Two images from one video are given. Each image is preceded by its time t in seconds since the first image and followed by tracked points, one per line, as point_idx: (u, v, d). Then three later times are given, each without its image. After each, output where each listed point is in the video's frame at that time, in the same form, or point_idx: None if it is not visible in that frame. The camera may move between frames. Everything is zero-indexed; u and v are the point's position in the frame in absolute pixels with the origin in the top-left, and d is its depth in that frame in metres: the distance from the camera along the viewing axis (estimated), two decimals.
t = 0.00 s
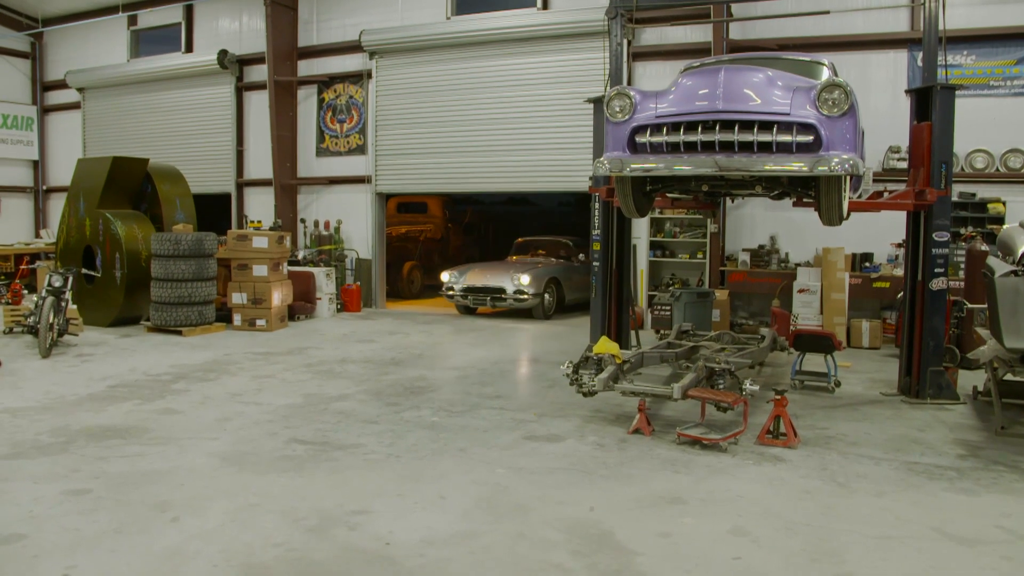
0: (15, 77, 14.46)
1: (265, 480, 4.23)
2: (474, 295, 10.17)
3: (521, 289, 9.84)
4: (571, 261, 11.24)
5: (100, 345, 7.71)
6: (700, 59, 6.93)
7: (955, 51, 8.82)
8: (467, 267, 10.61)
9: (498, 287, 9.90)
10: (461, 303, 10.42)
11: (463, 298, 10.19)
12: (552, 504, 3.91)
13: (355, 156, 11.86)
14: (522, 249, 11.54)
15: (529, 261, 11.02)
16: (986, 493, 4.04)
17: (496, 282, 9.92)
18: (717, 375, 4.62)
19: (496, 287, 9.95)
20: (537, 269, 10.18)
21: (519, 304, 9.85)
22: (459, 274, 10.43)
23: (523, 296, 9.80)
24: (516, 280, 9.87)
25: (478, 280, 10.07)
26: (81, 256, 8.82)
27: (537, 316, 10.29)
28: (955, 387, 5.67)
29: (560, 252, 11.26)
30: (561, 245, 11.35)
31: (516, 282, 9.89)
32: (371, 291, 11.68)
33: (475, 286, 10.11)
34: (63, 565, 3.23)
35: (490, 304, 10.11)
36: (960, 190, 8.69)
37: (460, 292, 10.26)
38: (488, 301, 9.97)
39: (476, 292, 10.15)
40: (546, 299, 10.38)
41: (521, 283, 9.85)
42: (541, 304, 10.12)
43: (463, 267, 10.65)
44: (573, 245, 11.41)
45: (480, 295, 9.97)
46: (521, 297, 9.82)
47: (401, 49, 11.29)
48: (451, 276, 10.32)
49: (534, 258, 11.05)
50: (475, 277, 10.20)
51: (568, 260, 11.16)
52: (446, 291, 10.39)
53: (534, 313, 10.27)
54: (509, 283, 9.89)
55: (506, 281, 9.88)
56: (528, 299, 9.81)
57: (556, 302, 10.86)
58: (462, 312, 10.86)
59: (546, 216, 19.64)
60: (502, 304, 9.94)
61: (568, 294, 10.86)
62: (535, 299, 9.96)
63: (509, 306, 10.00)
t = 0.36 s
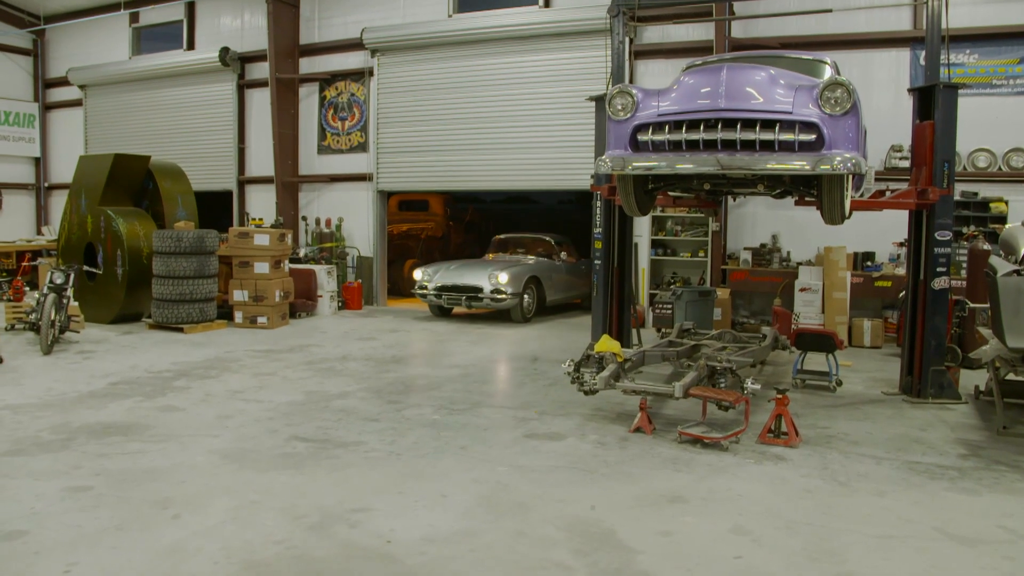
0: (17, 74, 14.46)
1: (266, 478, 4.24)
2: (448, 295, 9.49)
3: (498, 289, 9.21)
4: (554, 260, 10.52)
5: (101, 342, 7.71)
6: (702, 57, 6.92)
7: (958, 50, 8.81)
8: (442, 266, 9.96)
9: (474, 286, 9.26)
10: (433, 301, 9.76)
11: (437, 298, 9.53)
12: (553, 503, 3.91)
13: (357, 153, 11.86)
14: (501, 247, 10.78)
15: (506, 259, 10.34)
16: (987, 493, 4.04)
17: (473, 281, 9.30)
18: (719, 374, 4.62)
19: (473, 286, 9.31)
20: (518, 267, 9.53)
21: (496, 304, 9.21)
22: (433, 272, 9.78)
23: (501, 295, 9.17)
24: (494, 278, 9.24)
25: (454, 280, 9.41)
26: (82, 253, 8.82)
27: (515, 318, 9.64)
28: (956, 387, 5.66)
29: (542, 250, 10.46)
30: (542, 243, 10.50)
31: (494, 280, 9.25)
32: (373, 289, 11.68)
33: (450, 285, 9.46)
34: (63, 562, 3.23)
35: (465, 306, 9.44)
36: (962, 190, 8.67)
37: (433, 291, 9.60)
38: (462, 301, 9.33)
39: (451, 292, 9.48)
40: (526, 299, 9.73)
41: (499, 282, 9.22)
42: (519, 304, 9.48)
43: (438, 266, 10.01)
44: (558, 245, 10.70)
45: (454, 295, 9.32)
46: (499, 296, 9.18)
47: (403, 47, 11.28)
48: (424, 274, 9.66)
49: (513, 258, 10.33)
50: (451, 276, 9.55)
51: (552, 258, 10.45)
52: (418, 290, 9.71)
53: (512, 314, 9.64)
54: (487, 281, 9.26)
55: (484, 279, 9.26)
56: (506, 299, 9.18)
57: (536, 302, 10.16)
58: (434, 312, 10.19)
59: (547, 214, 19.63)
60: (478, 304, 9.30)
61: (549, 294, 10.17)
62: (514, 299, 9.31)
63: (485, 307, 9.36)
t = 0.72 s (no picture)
0: (24, 74, 14.51)
1: (272, 477, 4.24)
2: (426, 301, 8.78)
3: (478, 293, 8.49)
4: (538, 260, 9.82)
5: (108, 341, 7.73)
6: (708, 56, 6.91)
7: (964, 48, 8.77)
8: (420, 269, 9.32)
9: (452, 290, 8.55)
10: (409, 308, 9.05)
11: (412, 303, 8.81)
12: (559, 502, 3.91)
13: (363, 152, 11.87)
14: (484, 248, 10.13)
15: (487, 260, 9.64)
16: (995, 493, 4.02)
17: (452, 286, 8.59)
18: (725, 373, 4.61)
19: (450, 291, 8.59)
20: (499, 269, 8.81)
21: (476, 310, 8.51)
22: (410, 275, 9.11)
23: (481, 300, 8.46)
24: (474, 282, 8.52)
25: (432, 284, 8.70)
26: (88, 253, 8.84)
27: (498, 324, 8.97)
28: (963, 386, 5.64)
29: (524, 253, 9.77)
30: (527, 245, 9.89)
31: (473, 284, 8.53)
32: (378, 288, 11.66)
33: (429, 289, 8.76)
34: (70, 560, 3.24)
35: (442, 311, 8.73)
36: (969, 188, 8.64)
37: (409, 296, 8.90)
38: (440, 308, 8.61)
39: (428, 298, 8.77)
40: (509, 303, 9.05)
41: (479, 287, 8.50)
42: (501, 308, 8.78)
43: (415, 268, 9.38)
44: (541, 243, 9.97)
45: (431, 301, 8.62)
46: (479, 301, 8.47)
47: (408, 46, 11.28)
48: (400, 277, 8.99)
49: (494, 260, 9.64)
50: (429, 279, 8.86)
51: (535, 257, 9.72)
52: (393, 295, 9.02)
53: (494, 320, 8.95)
54: (465, 285, 8.55)
55: (463, 284, 8.55)
56: (487, 304, 8.49)
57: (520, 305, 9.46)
58: (411, 318, 9.49)
59: (552, 213, 19.63)
60: (457, 310, 8.59)
61: (533, 297, 9.46)
62: (495, 304, 8.60)
63: (464, 312, 8.66)
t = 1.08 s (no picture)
0: (28, 75, 14.53)
1: (276, 476, 4.25)
2: (398, 308, 8.11)
3: (454, 298, 7.87)
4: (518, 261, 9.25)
5: (112, 341, 7.74)
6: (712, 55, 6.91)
7: (969, 46, 8.76)
8: (394, 272, 8.63)
9: (426, 295, 7.93)
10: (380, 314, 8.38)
11: (384, 310, 8.17)
12: (563, 501, 3.91)
13: (366, 152, 11.87)
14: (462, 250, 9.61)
15: (467, 262, 9.09)
16: (999, 492, 4.01)
17: (426, 291, 7.97)
18: (728, 372, 4.60)
19: (424, 296, 7.96)
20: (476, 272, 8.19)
21: (452, 317, 7.89)
22: (382, 279, 8.42)
23: (457, 306, 7.85)
24: (449, 286, 7.89)
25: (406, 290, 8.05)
26: (93, 253, 8.86)
27: (476, 331, 8.36)
28: (967, 385, 5.63)
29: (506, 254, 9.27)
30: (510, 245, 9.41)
31: (449, 288, 7.90)
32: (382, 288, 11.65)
33: (402, 295, 8.09)
34: (74, 560, 3.25)
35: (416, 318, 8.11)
36: (973, 186, 8.62)
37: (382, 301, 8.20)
38: (413, 315, 7.97)
39: (401, 304, 8.10)
40: (488, 308, 8.45)
41: (455, 291, 7.88)
42: (480, 313, 8.17)
43: (388, 271, 8.68)
44: (522, 244, 9.46)
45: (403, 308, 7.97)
46: (455, 307, 7.86)
47: (411, 45, 11.27)
48: (372, 281, 8.30)
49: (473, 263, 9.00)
50: (402, 284, 8.18)
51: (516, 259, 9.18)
52: (363, 300, 8.34)
53: (472, 326, 8.34)
54: (440, 290, 7.92)
55: (438, 289, 7.93)
56: (464, 310, 7.88)
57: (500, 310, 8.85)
58: (382, 324, 8.87)
59: (556, 213, 19.63)
60: (431, 317, 7.97)
61: (514, 301, 8.85)
62: (472, 310, 7.99)
63: (439, 319, 8.04)
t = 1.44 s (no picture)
0: (30, 73, 14.54)
1: (278, 474, 4.25)
2: (368, 313, 7.45)
3: (427, 304, 7.22)
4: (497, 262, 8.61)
5: (114, 340, 7.75)
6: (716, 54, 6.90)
7: (972, 45, 8.75)
8: (363, 275, 8.00)
9: (396, 301, 7.27)
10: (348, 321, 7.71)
11: (351, 317, 7.49)
12: (565, 500, 3.91)
13: (369, 150, 11.87)
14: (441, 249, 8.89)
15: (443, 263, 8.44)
16: (1001, 491, 4.01)
17: (398, 296, 7.32)
18: (730, 371, 4.60)
19: (395, 301, 7.31)
20: (451, 275, 7.54)
21: (425, 324, 7.24)
22: (350, 283, 7.80)
23: (430, 313, 7.21)
24: (422, 290, 7.24)
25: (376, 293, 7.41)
26: (95, 251, 8.87)
27: (450, 338, 7.74)
28: (970, 384, 5.62)
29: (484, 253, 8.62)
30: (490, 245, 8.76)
31: (421, 293, 7.25)
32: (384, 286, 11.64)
33: (372, 299, 7.44)
34: (77, 558, 3.25)
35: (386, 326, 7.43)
36: (976, 185, 8.61)
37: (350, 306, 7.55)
38: (383, 322, 7.32)
39: (370, 309, 7.45)
40: (464, 313, 7.82)
41: (428, 297, 7.23)
42: (455, 319, 7.54)
43: (358, 274, 8.06)
44: (501, 243, 8.83)
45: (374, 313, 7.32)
46: (427, 314, 7.20)
47: (414, 44, 11.27)
48: (340, 284, 7.69)
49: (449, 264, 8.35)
50: (372, 287, 7.55)
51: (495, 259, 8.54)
52: (331, 306, 7.67)
53: (446, 334, 7.71)
54: (412, 295, 7.27)
55: (410, 294, 7.28)
56: (438, 318, 7.25)
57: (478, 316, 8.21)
58: (353, 330, 8.23)
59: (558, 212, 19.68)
60: (402, 325, 7.31)
61: (492, 306, 8.21)
62: (446, 316, 7.33)
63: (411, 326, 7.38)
